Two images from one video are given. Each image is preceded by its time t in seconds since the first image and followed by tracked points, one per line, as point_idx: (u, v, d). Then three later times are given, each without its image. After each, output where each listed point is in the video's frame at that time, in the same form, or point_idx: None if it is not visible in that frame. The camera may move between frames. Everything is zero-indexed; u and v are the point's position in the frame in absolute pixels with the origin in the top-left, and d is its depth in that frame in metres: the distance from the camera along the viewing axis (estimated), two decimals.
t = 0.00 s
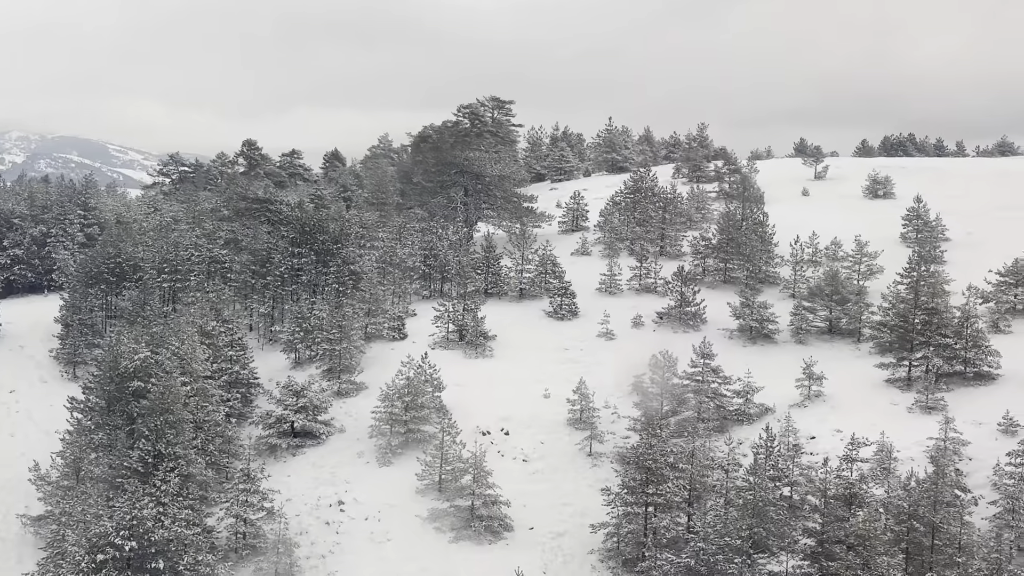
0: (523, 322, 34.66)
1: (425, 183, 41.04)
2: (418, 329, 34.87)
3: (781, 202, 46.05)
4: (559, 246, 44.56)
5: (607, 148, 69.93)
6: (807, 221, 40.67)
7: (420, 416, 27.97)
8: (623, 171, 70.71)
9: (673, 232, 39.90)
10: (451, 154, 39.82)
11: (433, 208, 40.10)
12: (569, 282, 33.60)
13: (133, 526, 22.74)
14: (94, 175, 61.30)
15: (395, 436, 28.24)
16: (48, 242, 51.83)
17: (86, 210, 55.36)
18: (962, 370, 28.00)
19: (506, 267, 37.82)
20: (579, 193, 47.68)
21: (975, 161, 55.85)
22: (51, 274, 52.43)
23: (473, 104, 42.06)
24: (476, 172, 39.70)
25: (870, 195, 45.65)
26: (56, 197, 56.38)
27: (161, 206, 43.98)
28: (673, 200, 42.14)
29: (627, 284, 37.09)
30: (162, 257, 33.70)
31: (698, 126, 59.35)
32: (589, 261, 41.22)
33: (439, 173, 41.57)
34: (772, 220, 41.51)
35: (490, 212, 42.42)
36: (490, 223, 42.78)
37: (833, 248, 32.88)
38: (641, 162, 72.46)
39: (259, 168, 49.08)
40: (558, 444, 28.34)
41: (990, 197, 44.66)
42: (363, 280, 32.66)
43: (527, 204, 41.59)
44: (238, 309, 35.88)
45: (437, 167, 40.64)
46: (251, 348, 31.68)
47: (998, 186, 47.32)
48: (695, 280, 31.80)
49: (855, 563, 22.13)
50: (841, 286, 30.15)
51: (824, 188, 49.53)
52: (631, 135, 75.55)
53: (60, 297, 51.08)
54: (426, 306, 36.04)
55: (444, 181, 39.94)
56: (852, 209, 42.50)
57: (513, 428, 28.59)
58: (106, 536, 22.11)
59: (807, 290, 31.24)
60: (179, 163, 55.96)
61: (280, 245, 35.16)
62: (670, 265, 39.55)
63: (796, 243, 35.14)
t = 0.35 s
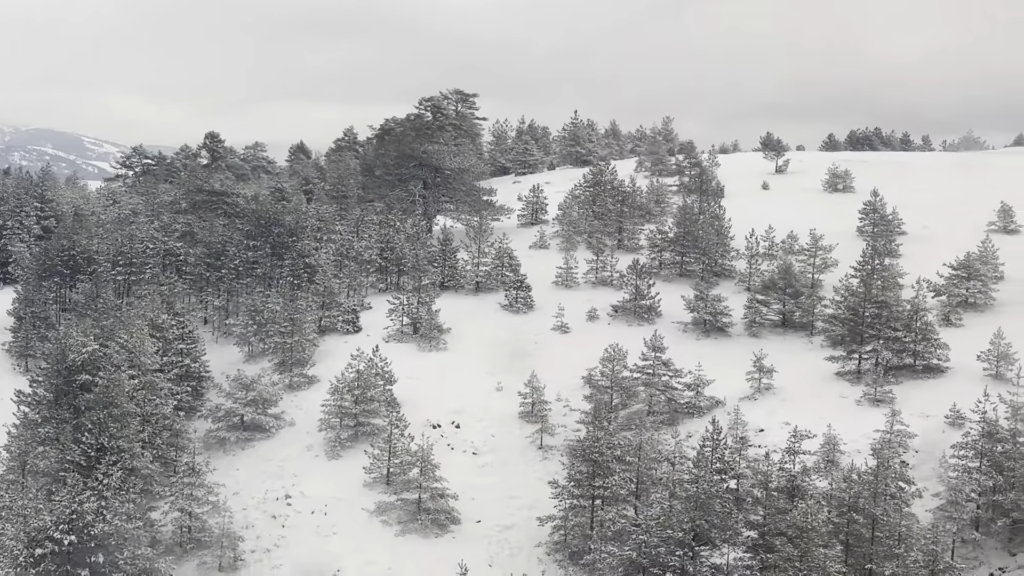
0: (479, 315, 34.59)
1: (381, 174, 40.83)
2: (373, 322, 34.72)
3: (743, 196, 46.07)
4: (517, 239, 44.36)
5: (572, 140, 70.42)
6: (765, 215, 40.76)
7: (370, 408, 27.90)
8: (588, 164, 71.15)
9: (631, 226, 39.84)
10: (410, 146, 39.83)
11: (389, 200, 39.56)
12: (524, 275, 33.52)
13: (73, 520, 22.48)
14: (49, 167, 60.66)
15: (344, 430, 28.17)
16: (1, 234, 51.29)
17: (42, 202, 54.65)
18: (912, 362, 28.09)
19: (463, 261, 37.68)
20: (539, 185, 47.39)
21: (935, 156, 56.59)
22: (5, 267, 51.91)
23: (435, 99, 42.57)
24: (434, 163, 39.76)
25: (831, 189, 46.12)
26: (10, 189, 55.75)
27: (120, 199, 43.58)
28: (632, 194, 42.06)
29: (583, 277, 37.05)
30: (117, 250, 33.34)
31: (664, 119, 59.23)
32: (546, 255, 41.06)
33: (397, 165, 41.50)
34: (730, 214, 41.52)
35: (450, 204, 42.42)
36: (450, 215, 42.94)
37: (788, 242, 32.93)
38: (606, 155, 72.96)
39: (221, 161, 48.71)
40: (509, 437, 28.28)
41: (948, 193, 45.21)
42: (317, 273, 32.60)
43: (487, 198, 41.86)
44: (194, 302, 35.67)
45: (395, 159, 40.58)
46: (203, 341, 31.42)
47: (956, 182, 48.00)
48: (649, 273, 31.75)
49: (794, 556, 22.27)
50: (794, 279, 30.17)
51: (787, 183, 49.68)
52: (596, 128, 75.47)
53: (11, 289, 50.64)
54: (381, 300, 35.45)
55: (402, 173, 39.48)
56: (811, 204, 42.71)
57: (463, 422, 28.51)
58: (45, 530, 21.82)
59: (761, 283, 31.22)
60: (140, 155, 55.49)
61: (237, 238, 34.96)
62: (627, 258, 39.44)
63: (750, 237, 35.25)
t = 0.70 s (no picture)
0: (434, 307, 34.50)
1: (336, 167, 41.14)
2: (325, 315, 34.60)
3: (701, 190, 46.39)
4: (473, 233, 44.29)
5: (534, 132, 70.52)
6: (721, 209, 40.99)
7: (317, 401, 27.78)
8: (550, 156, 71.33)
9: (586, 219, 39.86)
10: (366, 138, 40.36)
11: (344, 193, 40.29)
12: (477, 267, 33.46)
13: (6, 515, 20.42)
14: None
15: (291, 423, 28.01)
16: None
17: None
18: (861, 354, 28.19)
19: (417, 254, 37.61)
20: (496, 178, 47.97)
21: (894, 152, 57.57)
22: None
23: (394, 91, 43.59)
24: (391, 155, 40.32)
25: (788, 182, 47.17)
26: None
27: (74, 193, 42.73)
28: (590, 188, 42.12)
29: (538, 270, 37.03)
30: (66, 242, 32.53)
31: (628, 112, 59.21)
32: (501, 247, 40.97)
33: (352, 157, 41.86)
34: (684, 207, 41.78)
35: (405, 197, 42.89)
36: (406, 207, 43.39)
37: (742, 235, 32.97)
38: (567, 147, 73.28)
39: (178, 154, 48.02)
40: (457, 430, 28.13)
41: (907, 188, 45.87)
42: (269, 267, 32.69)
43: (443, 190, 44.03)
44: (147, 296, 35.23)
45: (350, 152, 40.88)
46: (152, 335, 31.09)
47: (915, 177, 48.82)
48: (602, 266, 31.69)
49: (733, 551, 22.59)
50: (746, 271, 30.15)
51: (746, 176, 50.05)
52: (558, 121, 75.57)
53: None
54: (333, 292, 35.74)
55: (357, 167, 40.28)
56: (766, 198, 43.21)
57: (412, 415, 28.37)
58: None
59: (713, 276, 31.19)
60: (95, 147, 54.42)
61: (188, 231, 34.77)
62: (581, 251, 39.47)
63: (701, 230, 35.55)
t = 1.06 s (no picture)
0: (388, 297, 34.41)
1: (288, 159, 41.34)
2: (275, 307, 34.47)
3: (659, 182, 46.58)
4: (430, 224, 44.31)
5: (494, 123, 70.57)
6: (677, 199, 41.18)
7: (263, 392, 27.59)
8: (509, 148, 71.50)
9: (541, 209, 39.94)
10: (319, 129, 40.61)
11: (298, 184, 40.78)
12: (429, 258, 33.42)
13: None
14: None
15: (236, 414, 27.87)
16: None
17: None
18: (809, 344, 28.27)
19: (370, 244, 37.54)
20: (452, 168, 48.43)
21: (856, 142, 58.41)
22: None
23: (354, 82, 46.38)
24: (345, 146, 40.67)
25: (745, 172, 47.03)
26: None
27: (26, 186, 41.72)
28: (546, 179, 42.24)
29: (491, 261, 37.06)
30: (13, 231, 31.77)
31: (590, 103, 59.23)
32: (455, 238, 40.94)
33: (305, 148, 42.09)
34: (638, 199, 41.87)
35: (361, 186, 43.47)
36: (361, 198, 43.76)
37: (695, 226, 32.97)
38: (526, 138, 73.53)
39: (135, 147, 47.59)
40: (405, 420, 28.04)
41: (867, 178, 46.47)
42: (220, 258, 32.80)
43: (398, 180, 44.40)
44: (97, 288, 34.87)
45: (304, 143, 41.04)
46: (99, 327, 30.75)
47: (875, 168, 49.58)
48: (553, 257, 31.68)
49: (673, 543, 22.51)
50: (698, 262, 30.10)
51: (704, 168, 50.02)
52: (520, 113, 75.85)
53: None
54: (285, 283, 35.91)
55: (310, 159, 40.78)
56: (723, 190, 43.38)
57: (359, 406, 28.25)
58: None
59: (666, 266, 31.13)
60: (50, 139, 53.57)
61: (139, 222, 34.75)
62: (535, 241, 39.58)
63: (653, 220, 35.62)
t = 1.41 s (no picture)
0: (337, 288, 34.38)
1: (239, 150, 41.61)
2: (223, 298, 34.34)
3: (616, 173, 46.56)
4: (383, 215, 44.34)
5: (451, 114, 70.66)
6: (630, 191, 41.47)
7: (206, 384, 27.35)
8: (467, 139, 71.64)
9: (493, 200, 39.97)
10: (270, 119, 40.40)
11: (249, 175, 41.31)
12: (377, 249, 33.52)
13: None
14: None
15: (179, 407, 27.66)
16: None
17: None
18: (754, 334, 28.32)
19: (321, 236, 37.63)
20: (404, 159, 49.22)
21: (815, 136, 59.37)
22: None
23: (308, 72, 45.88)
24: (297, 136, 40.95)
25: (700, 163, 48.12)
26: None
27: None
28: (501, 170, 42.26)
29: (441, 252, 37.18)
30: None
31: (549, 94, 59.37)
32: (407, 229, 41.40)
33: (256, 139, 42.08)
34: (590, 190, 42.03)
35: (312, 178, 43.90)
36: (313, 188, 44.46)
37: (647, 217, 32.78)
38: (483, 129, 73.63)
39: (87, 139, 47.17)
40: (349, 412, 27.92)
41: (825, 172, 47.13)
42: (169, 250, 32.98)
43: (351, 171, 45.39)
44: (43, 280, 34.49)
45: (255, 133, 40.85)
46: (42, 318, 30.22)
47: (831, 162, 50.51)
48: (501, 248, 31.49)
49: (604, 530, 22.37)
50: (646, 252, 30.02)
51: (657, 159, 50.61)
52: (478, 105, 75.95)
53: None
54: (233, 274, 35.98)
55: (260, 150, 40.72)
56: (678, 182, 43.63)
57: (303, 397, 28.10)
58: None
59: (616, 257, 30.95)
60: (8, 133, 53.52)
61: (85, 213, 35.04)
62: (485, 232, 39.88)
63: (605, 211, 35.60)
